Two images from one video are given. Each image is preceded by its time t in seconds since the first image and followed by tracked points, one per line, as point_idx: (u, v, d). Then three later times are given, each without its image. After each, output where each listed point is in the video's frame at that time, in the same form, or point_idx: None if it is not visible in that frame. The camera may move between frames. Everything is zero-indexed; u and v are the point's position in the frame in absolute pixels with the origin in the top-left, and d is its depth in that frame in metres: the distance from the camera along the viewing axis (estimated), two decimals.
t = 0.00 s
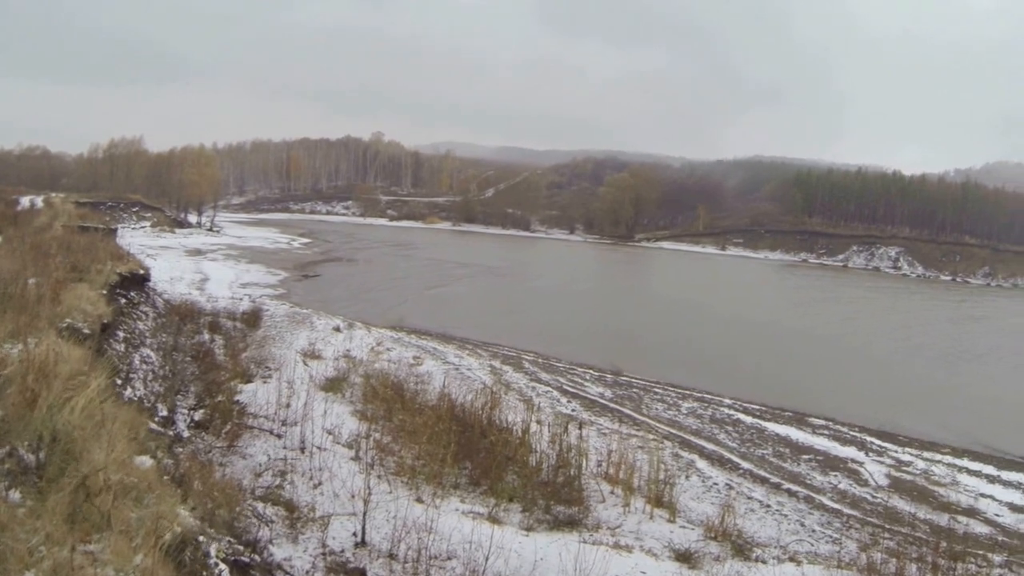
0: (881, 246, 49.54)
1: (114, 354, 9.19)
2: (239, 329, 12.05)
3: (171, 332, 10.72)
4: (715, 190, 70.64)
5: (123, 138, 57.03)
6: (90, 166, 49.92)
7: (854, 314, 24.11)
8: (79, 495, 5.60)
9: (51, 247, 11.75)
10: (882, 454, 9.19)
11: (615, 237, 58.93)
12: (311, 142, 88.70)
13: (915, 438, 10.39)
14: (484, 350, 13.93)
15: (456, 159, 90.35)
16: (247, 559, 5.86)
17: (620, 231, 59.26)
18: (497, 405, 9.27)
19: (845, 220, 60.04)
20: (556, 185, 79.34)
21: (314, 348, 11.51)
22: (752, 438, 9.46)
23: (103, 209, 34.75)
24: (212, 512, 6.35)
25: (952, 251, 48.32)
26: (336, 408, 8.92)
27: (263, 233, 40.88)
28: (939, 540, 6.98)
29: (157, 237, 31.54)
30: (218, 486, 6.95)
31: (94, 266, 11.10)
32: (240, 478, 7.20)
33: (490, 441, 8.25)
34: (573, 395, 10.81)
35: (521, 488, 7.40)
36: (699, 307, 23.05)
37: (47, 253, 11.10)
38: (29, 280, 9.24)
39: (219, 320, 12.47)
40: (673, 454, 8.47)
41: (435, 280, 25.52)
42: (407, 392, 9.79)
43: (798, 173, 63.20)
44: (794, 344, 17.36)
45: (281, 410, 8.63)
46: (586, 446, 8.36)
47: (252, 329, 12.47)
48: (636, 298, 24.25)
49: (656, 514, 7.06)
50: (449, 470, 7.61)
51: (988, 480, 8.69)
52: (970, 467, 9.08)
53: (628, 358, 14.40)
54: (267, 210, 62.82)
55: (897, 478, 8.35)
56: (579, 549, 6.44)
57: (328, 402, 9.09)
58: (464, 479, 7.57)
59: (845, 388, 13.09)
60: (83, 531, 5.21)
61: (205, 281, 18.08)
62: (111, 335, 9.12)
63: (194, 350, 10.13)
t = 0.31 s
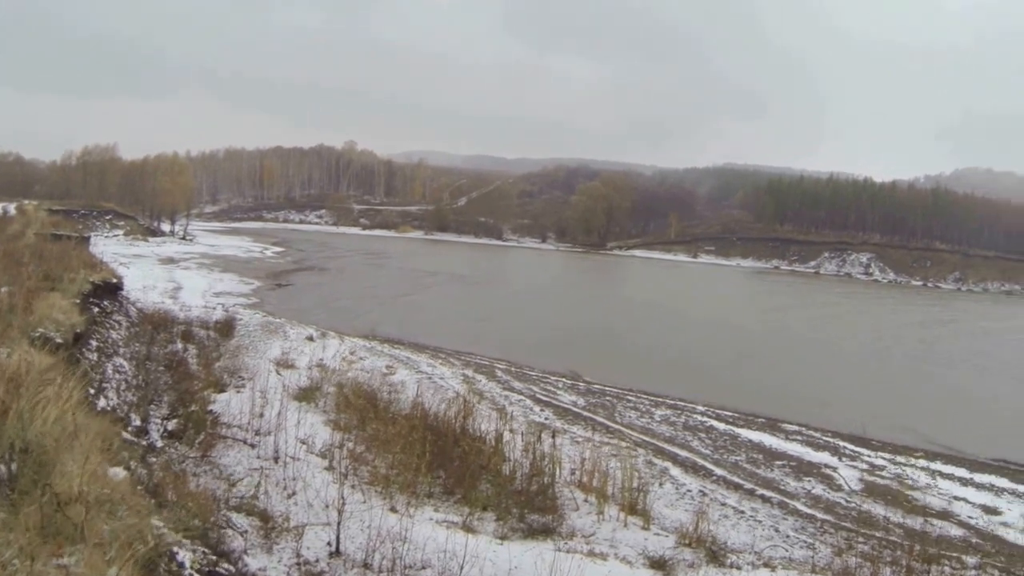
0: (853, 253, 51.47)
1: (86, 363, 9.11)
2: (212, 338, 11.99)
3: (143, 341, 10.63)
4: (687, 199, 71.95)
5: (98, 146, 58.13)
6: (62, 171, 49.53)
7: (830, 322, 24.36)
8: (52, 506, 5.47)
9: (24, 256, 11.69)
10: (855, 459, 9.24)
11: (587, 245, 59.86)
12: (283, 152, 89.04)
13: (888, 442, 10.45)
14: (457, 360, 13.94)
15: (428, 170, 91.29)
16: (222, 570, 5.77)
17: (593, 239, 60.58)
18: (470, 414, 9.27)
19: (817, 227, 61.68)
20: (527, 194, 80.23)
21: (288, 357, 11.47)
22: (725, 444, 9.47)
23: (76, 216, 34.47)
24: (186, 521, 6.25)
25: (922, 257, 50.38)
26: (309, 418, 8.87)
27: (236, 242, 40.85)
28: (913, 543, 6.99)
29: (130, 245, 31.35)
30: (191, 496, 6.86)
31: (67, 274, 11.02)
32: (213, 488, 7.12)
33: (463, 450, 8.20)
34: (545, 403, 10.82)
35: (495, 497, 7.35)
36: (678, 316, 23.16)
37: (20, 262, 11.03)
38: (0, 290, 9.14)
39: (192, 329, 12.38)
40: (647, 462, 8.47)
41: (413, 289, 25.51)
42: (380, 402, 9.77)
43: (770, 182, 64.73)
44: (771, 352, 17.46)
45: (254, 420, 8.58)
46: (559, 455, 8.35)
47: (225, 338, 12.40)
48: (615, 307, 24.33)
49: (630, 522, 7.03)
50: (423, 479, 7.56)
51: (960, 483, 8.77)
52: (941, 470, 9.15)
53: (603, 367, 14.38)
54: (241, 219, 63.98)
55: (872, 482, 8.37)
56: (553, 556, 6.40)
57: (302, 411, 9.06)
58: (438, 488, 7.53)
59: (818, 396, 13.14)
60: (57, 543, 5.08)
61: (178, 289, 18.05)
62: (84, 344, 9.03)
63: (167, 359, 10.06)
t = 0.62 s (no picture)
0: (821, 257, 52.18)
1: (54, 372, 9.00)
2: (182, 346, 11.91)
3: (113, 348, 10.52)
4: (653, 207, 72.77)
5: (64, 154, 58.13)
6: (30, 178, 49.21)
7: (805, 326, 24.57)
8: (24, 516, 5.34)
9: None
10: (825, 461, 9.30)
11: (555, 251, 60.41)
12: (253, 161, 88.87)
13: (857, 444, 10.53)
14: (427, 367, 13.93)
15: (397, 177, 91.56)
16: None
17: (561, 246, 60.77)
18: (440, 421, 9.24)
19: (783, 230, 62.20)
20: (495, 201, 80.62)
21: (258, 365, 11.43)
22: (695, 448, 9.49)
23: (44, 224, 34.21)
24: (157, 531, 6.16)
25: (890, 260, 51.14)
26: (280, 426, 8.80)
27: (206, 249, 40.73)
28: (884, 544, 7.01)
29: (98, 253, 31.12)
30: (162, 505, 6.78)
31: (35, 283, 10.92)
32: (184, 497, 7.04)
33: (434, 457, 8.17)
34: (515, 410, 10.83)
35: (466, 504, 7.32)
36: (655, 322, 23.22)
37: None
38: None
39: (162, 337, 12.26)
40: (617, 467, 8.48)
41: (388, 297, 25.45)
42: (351, 409, 9.73)
43: (739, 188, 65.73)
44: (745, 357, 17.55)
45: (225, 428, 8.52)
46: (529, 461, 8.34)
47: (195, 346, 12.31)
48: (591, 313, 24.37)
49: (601, 527, 7.02)
50: (394, 486, 7.53)
51: (931, 483, 8.83)
52: (912, 471, 9.21)
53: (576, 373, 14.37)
54: (209, 226, 63.88)
55: (841, 484, 8.43)
56: (524, 563, 6.36)
57: (272, 419, 9.01)
58: (409, 495, 7.50)
59: (788, 400, 13.22)
60: (28, 556, 4.94)
61: (147, 297, 18.00)
62: (53, 353, 8.93)
63: (137, 367, 9.97)
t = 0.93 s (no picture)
0: (786, 258, 52.83)
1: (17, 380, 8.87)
2: (148, 352, 11.79)
3: (78, 356, 10.39)
4: (620, 205, 71.94)
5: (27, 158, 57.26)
6: None
7: (777, 327, 24.84)
8: None
9: None
10: (791, 461, 9.36)
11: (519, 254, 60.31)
12: (219, 165, 88.36)
13: (822, 443, 10.65)
14: (393, 371, 13.91)
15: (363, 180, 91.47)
16: None
17: (527, 250, 60.52)
18: (407, 426, 9.22)
19: (747, 232, 62.24)
20: (460, 203, 80.64)
21: (224, 371, 11.36)
22: (662, 450, 9.53)
23: (8, 229, 33.73)
24: (124, 539, 6.08)
25: (855, 261, 52.20)
26: (247, 432, 8.72)
27: (171, 254, 40.42)
28: (851, 541, 7.06)
29: (62, 259, 30.72)
30: (129, 513, 6.68)
31: None
32: (150, 505, 6.96)
33: (401, 462, 8.14)
34: (481, 414, 10.83)
35: (433, 508, 7.28)
36: (629, 324, 23.32)
37: None
38: None
39: (129, 343, 12.13)
40: (585, 470, 8.49)
41: (361, 302, 25.33)
42: (317, 415, 9.70)
43: (703, 191, 65.85)
44: (715, 358, 17.66)
45: (192, 434, 8.44)
46: (497, 465, 8.33)
47: (162, 352, 12.20)
48: (566, 317, 24.40)
49: (569, 530, 7.04)
50: (361, 492, 7.49)
51: (897, 480, 8.92)
52: (878, 469, 9.29)
53: (545, 376, 14.38)
54: (174, 231, 63.26)
55: (807, 483, 8.49)
56: (492, 566, 6.35)
57: (239, 426, 8.92)
58: (377, 501, 7.46)
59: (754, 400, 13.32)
60: None
61: (112, 303, 17.85)
62: (16, 360, 8.80)
63: (103, 374, 9.86)
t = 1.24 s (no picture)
0: (747, 257, 54.60)
1: None
2: (110, 358, 11.67)
3: (38, 361, 10.24)
4: (580, 206, 71.86)
5: None
6: None
7: (746, 326, 25.17)
8: None
9: None
10: (754, 458, 9.44)
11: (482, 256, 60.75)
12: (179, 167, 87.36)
13: (784, 440, 10.79)
14: (354, 373, 13.94)
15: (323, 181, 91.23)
16: None
17: (488, 250, 61.06)
18: (369, 428, 9.21)
19: (708, 232, 62.96)
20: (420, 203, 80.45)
21: (186, 377, 11.27)
22: (625, 449, 9.57)
23: None
24: (87, 549, 5.98)
25: (814, 261, 54.38)
26: (210, 436, 8.65)
27: (131, 258, 40.00)
28: (814, 536, 7.12)
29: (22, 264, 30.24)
30: (91, 520, 6.58)
31: None
32: (113, 513, 6.86)
33: (365, 465, 8.10)
34: (444, 415, 10.84)
35: (397, 511, 7.23)
36: (600, 325, 23.46)
37: None
38: None
39: (90, 348, 11.99)
40: (548, 470, 8.52)
41: (330, 305, 25.28)
42: (280, 418, 9.68)
43: (663, 191, 66.34)
44: (682, 357, 17.83)
45: (154, 441, 8.36)
46: (460, 466, 8.33)
47: (123, 358, 12.09)
48: (536, 318, 24.53)
49: (533, 531, 7.04)
50: (325, 496, 7.44)
51: (860, 475, 9.02)
52: (840, 465, 9.40)
53: (510, 378, 14.43)
54: (135, 235, 62.75)
55: (769, 480, 8.57)
56: (457, 568, 6.35)
57: (203, 430, 8.85)
58: (340, 505, 7.41)
59: (716, 399, 13.46)
60: None
61: (73, 309, 17.71)
62: None
63: (63, 380, 9.72)
